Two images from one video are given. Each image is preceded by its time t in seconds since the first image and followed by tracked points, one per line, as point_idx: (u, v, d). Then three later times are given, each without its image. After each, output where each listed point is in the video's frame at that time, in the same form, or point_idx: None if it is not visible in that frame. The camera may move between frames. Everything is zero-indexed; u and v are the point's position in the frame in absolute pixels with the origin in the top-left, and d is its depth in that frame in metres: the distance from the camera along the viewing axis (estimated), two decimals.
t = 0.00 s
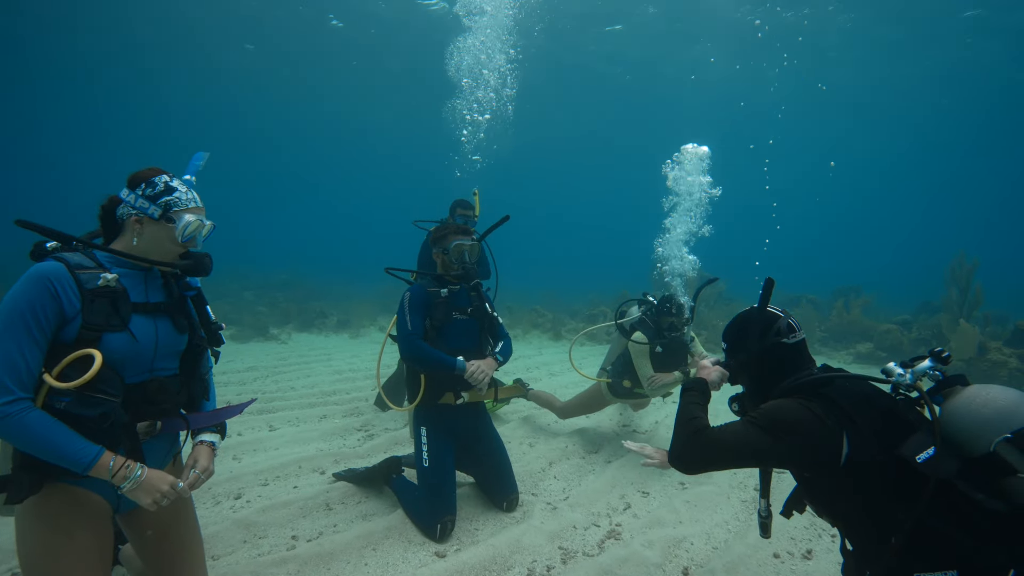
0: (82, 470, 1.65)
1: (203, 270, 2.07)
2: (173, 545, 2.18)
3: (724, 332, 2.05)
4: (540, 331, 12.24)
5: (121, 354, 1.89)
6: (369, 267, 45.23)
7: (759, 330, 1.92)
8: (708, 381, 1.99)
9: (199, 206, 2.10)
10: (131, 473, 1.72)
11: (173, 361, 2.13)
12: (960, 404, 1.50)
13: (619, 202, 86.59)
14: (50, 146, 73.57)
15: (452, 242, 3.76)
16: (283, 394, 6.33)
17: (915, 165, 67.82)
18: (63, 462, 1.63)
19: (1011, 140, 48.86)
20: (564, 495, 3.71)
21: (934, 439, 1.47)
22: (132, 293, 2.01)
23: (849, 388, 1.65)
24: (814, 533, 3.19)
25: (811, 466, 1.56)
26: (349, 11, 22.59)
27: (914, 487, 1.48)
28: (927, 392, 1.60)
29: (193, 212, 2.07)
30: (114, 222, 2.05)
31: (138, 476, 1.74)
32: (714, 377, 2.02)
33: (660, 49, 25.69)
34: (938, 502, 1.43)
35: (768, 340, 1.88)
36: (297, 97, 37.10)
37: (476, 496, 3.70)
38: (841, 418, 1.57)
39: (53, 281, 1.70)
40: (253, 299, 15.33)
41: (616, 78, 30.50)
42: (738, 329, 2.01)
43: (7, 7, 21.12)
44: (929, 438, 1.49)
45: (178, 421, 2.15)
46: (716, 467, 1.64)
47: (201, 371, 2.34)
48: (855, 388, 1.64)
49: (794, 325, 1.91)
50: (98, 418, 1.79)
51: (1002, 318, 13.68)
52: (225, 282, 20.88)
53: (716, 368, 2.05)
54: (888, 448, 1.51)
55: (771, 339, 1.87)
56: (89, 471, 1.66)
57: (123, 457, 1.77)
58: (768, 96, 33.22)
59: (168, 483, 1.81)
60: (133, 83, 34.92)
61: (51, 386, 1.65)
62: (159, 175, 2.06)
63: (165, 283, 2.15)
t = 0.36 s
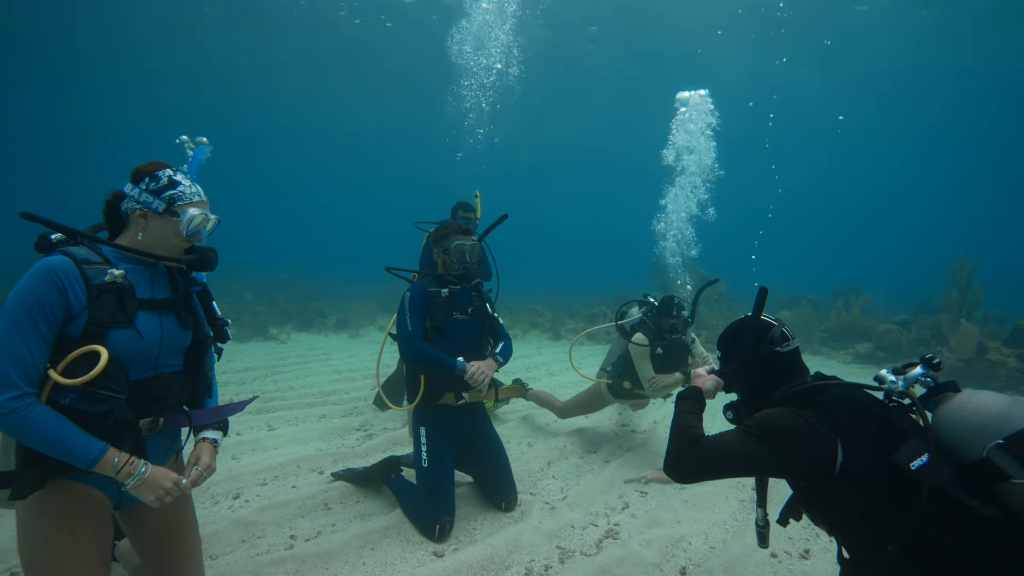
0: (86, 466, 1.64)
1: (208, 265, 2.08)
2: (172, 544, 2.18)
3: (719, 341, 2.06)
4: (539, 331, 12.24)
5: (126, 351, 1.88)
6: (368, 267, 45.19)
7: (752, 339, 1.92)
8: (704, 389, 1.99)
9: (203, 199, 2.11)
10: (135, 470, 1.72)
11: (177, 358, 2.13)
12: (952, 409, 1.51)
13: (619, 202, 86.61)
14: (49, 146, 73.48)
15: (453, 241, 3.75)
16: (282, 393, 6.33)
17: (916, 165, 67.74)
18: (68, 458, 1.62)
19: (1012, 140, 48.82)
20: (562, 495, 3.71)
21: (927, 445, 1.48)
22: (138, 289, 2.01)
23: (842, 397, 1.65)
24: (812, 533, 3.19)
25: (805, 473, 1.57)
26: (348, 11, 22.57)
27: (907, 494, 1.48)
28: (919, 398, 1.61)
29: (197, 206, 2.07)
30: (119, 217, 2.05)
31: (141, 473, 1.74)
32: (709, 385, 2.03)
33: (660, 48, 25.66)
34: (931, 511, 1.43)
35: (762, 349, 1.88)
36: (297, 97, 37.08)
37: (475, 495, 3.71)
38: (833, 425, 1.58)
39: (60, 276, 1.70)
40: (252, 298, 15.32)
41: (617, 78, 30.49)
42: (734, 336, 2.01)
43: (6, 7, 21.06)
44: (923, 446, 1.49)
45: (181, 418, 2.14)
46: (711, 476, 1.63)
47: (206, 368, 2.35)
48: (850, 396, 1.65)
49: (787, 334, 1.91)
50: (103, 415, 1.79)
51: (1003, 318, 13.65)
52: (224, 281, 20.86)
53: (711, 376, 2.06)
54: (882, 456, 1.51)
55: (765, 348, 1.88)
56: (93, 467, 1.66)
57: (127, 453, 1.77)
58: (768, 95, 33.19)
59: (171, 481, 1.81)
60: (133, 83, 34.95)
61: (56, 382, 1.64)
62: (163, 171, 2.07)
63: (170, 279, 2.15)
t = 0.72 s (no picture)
0: (90, 465, 1.64)
1: (212, 260, 2.09)
2: (173, 543, 2.18)
3: (714, 347, 2.06)
4: (539, 330, 12.22)
5: (131, 350, 1.88)
6: (368, 267, 45.13)
7: (747, 346, 1.93)
8: (699, 395, 2.00)
9: (205, 195, 2.11)
10: (138, 468, 1.73)
11: (180, 357, 2.12)
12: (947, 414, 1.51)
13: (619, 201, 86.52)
14: (49, 147, 73.39)
15: (454, 241, 3.75)
16: (282, 393, 6.32)
17: (918, 163, 67.35)
18: (71, 457, 1.62)
19: (1014, 138, 48.57)
20: (561, 495, 3.71)
21: (922, 450, 1.49)
22: (143, 287, 2.02)
23: (836, 401, 1.66)
24: (810, 532, 3.19)
25: (800, 479, 1.57)
26: (346, 10, 22.50)
27: (900, 499, 1.48)
28: (913, 404, 1.62)
29: (199, 201, 2.07)
30: (123, 214, 2.06)
31: (144, 472, 1.74)
32: (704, 392, 2.03)
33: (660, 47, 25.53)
34: (925, 517, 1.43)
35: (756, 355, 1.89)
36: (297, 97, 37.03)
37: (474, 495, 3.72)
38: (827, 431, 1.58)
39: (67, 274, 1.70)
40: (252, 298, 15.33)
41: (616, 77, 30.38)
42: (730, 343, 2.01)
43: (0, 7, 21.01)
44: (917, 451, 1.50)
45: (184, 417, 2.14)
46: (705, 483, 1.65)
47: (209, 367, 2.35)
48: (843, 402, 1.66)
49: (783, 339, 1.92)
50: (107, 414, 1.78)
51: (1004, 318, 13.57)
52: (223, 281, 20.89)
53: (706, 383, 2.06)
54: (876, 461, 1.52)
55: (761, 354, 1.88)
56: (96, 466, 1.66)
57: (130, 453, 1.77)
58: (769, 95, 33.10)
59: (174, 480, 1.81)
60: (132, 85, 34.98)
61: (60, 380, 1.64)
62: (165, 166, 2.07)
63: (175, 279, 2.16)
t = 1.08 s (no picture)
0: (97, 466, 1.65)
1: (219, 258, 2.10)
2: (176, 543, 2.20)
3: (712, 351, 2.07)
4: (540, 330, 12.25)
5: (138, 351, 1.89)
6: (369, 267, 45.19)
7: (744, 350, 1.94)
8: (697, 400, 2.01)
9: (209, 193, 2.12)
10: (144, 470, 1.73)
11: (187, 357, 2.13)
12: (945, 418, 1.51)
13: (621, 200, 86.47)
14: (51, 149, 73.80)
15: (454, 241, 3.76)
16: (284, 394, 6.36)
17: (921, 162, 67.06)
18: (79, 458, 1.63)
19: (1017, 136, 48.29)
20: (561, 494, 3.72)
21: (920, 454, 1.49)
22: (151, 288, 2.03)
23: (835, 406, 1.66)
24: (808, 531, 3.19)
25: (796, 482, 1.57)
26: (344, 10, 22.40)
27: (898, 503, 1.49)
28: (913, 408, 1.62)
29: (204, 199, 2.08)
30: (128, 214, 2.07)
31: (151, 474, 1.76)
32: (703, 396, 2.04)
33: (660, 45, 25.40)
34: (923, 520, 1.43)
35: (754, 359, 1.89)
36: (297, 99, 37.12)
37: (475, 495, 3.73)
38: (825, 435, 1.59)
39: (76, 275, 1.71)
40: (254, 299, 15.41)
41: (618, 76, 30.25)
42: (726, 348, 2.02)
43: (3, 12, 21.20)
44: (915, 455, 1.50)
45: (189, 417, 2.16)
46: (704, 486, 1.65)
47: (215, 367, 2.37)
48: (842, 406, 1.66)
49: (778, 344, 1.93)
50: (114, 415, 1.79)
51: (1007, 317, 13.50)
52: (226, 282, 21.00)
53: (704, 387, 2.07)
54: (873, 465, 1.52)
55: (759, 359, 1.88)
56: (103, 467, 1.67)
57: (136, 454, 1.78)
58: (770, 94, 33.03)
59: (179, 481, 1.82)
60: (134, 88, 35.17)
61: (68, 380, 1.65)
62: (168, 165, 2.07)
63: (182, 279, 2.18)
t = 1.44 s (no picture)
0: (107, 467, 1.66)
1: (227, 260, 2.12)
2: (183, 544, 2.22)
3: (710, 354, 2.06)
4: (543, 330, 12.28)
5: (148, 354, 1.91)
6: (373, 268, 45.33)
7: (744, 353, 1.94)
8: (696, 402, 2.02)
9: (214, 192, 2.13)
10: (154, 471, 1.75)
11: (195, 359, 2.15)
12: (950, 421, 1.50)
13: (623, 200, 86.41)
14: (56, 153, 74.37)
15: (454, 242, 3.77)
16: (288, 394, 6.41)
17: (926, 159, 66.66)
18: (91, 460, 1.64)
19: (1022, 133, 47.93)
20: (564, 494, 3.73)
21: (922, 458, 1.49)
22: (161, 292, 2.05)
23: (839, 407, 1.65)
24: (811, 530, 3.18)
25: (797, 484, 1.57)
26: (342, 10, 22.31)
27: (900, 506, 1.48)
28: (918, 409, 1.61)
29: (209, 198, 2.09)
30: (138, 216, 2.11)
31: (161, 475, 1.77)
32: (702, 400, 2.05)
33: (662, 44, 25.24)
34: (926, 523, 1.43)
35: (752, 361, 1.89)
36: (300, 100, 37.32)
37: (477, 495, 3.74)
38: (827, 436, 1.58)
39: (87, 277, 1.72)
40: (259, 300, 15.54)
41: (619, 75, 30.10)
42: (726, 351, 2.01)
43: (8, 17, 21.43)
44: (917, 457, 1.50)
45: (197, 419, 2.17)
46: (705, 485, 1.66)
47: (222, 369, 2.38)
48: (847, 407, 1.64)
49: (777, 346, 1.93)
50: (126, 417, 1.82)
51: (1013, 315, 13.41)
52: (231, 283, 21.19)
53: (704, 391, 2.06)
54: (876, 466, 1.51)
55: (758, 361, 1.89)
56: (113, 468, 1.68)
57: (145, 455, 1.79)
58: (773, 92, 32.81)
59: (188, 483, 1.84)
60: (138, 92, 35.50)
61: (80, 382, 1.67)
62: (172, 167, 2.08)
63: (192, 282, 2.20)
